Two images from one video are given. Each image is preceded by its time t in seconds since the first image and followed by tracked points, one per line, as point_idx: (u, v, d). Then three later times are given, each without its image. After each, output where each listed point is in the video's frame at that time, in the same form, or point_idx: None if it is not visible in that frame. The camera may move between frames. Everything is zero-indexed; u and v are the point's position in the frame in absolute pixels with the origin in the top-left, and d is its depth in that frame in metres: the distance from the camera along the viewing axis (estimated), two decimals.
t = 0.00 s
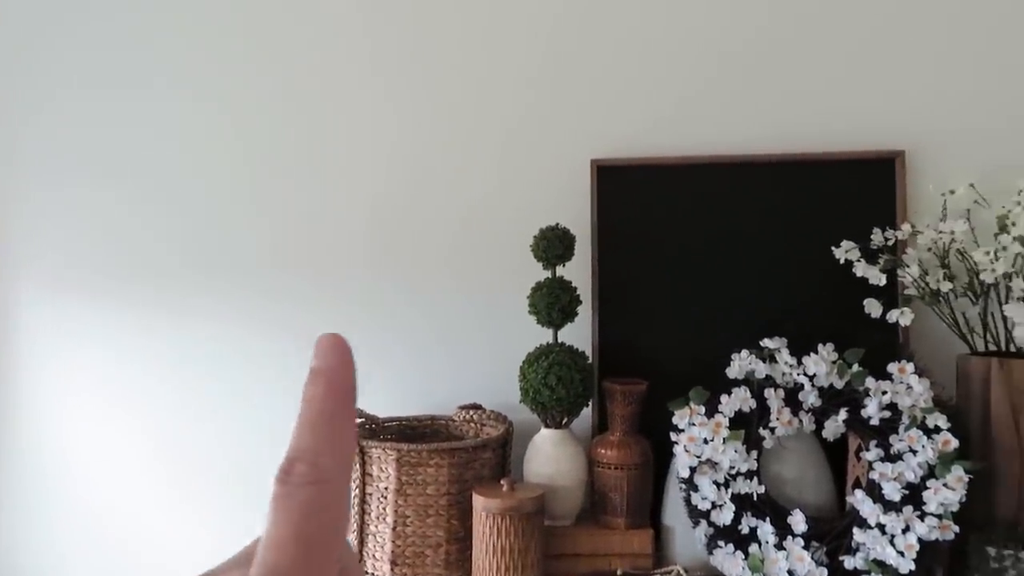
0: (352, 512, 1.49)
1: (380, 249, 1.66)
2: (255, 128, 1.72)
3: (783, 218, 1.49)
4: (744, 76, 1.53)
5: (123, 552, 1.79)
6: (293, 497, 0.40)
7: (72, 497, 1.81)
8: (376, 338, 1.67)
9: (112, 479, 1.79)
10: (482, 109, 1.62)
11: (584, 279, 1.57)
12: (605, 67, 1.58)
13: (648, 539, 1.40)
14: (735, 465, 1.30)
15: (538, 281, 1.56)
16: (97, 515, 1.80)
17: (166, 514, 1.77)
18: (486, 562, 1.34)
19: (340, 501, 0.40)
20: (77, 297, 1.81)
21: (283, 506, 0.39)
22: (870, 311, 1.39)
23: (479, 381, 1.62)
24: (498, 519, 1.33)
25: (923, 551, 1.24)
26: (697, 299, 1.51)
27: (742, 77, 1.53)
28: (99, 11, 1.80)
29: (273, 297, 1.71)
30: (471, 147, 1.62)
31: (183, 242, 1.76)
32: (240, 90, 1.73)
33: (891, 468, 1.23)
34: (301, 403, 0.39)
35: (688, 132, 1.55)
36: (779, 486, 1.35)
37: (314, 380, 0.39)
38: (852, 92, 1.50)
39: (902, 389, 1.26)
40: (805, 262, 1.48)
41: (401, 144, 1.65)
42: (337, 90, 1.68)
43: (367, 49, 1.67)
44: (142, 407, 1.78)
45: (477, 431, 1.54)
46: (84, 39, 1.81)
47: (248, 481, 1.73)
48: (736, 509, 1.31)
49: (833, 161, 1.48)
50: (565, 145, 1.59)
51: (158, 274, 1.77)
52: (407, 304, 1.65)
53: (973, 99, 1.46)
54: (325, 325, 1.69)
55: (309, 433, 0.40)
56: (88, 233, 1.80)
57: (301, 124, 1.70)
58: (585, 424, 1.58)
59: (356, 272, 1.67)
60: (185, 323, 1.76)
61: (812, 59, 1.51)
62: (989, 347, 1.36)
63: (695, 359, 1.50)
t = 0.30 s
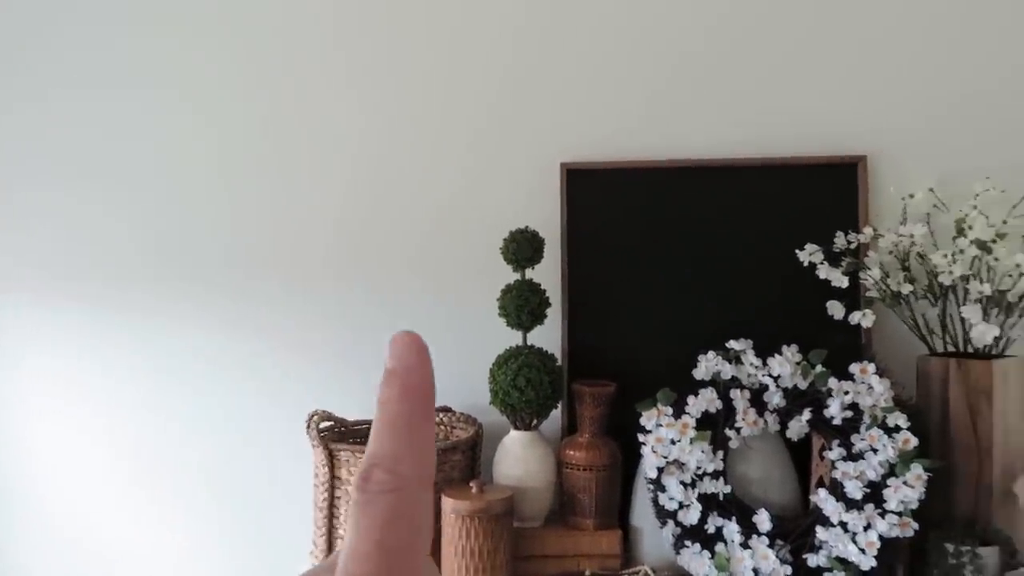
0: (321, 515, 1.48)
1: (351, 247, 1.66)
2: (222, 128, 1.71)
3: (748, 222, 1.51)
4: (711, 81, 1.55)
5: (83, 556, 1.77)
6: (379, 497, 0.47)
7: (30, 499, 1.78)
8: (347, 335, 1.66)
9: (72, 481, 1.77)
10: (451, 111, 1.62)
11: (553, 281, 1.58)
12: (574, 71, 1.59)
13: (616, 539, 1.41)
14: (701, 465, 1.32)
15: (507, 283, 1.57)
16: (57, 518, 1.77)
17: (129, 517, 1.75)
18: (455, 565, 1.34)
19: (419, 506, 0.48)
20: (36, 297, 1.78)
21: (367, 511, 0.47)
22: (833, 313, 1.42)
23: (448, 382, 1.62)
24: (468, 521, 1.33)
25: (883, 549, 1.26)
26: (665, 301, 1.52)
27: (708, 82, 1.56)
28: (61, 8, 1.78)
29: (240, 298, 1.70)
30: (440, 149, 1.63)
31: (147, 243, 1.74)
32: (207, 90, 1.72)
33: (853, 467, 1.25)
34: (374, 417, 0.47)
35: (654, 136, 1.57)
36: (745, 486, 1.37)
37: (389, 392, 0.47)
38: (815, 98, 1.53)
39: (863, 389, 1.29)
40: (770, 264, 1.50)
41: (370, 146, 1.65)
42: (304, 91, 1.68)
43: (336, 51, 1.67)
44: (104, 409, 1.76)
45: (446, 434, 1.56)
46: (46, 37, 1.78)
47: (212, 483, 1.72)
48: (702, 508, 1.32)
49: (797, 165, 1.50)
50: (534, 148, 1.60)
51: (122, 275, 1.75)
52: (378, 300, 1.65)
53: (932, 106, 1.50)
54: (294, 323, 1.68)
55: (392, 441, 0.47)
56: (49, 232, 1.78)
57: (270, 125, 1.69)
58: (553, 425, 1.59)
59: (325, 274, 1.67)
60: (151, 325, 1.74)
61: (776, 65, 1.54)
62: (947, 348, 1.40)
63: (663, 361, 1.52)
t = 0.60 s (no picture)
0: (277, 514, 1.47)
1: (309, 243, 1.64)
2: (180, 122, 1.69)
3: (706, 219, 1.53)
4: (668, 80, 1.57)
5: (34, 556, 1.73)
6: (441, 504, 0.47)
7: None
8: (306, 331, 1.65)
9: (23, 480, 1.73)
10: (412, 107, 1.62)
11: (513, 278, 1.58)
12: (534, 69, 1.59)
13: (575, 534, 1.42)
14: (659, 460, 1.33)
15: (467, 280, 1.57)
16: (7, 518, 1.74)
17: (81, 516, 1.71)
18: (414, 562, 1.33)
19: (482, 511, 0.48)
20: None
21: (430, 520, 0.47)
22: (787, 309, 1.45)
23: (408, 379, 1.62)
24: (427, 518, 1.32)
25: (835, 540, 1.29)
26: (624, 297, 1.54)
27: (666, 81, 1.57)
28: (21, 2, 1.74)
29: (196, 295, 1.68)
30: (400, 146, 1.62)
31: (102, 238, 1.71)
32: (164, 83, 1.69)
33: (806, 459, 1.28)
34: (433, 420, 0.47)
35: (614, 134, 1.58)
36: (702, 479, 1.38)
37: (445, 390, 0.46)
38: (770, 98, 1.55)
39: (815, 383, 1.31)
40: (727, 261, 1.52)
41: (330, 142, 1.64)
42: (264, 86, 1.66)
43: (296, 45, 1.65)
44: (55, 406, 1.72)
45: (405, 430, 1.53)
46: (15, 32, 1.74)
47: (168, 482, 1.69)
48: (659, 502, 1.34)
49: (753, 164, 1.52)
50: (494, 145, 1.60)
51: (75, 270, 1.72)
52: (339, 297, 1.64)
53: (883, 107, 1.53)
54: (253, 320, 1.66)
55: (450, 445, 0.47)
56: None
57: (228, 121, 1.67)
58: (513, 421, 1.59)
59: (283, 269, 1.65)
60: (105, 324, 1.71)
61: (733, 65, 1.56)
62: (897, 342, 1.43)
63: (621, 357, 1.53)
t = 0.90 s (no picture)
0: (217, 507, 1.44)
1: (249, 228, 1.59)
2: (107, 101, 1.60)
3: (651, 208, 1.55)
4: (614, 70, 1.58)
5: None
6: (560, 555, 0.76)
7: None
8: (245, 319, 1.59)
9: None
10: (357, 92, 1.59)
11: (458, 267, 1.57)
12: (481, 56, 1.58)
13: (521, 522, 1.43)
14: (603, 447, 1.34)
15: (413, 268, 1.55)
16: None
17: None
18: (358, 552, 1.32)
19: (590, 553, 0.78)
20: None
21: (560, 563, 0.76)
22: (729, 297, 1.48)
23: (352, 368, 1.59)
24: (372, 507, 1.31)
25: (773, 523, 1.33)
26: (570, 286, 1.54)
27: (611, 69, 1.58)
28: None
29: (126, 283, 1.60)
30: (346, 131, 1.59)
31: (19, 222, 1.60)
32: (90, 59, 1.60)
33: (746, 444, 1.30)
34: (556, 501, 0.77)
35: (559, 124, 1.58)
36: (645, 465, 1.40)
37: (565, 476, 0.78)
38: (714, 89, 1.57)
39: (755, 369, 1.34)
40: (671, 250, 1.54)
41: (270, 125, 1.59)
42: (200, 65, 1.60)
43: (235, 25, 1.60)
44: None
45: (349, 421, 1.52)
46: None
47: (91, 479, 1.60)
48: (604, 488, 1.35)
49: (696, 154, 1.55)
50: (440, 132, 1.58)
51: None
52: (280, 283, 1.59)
53: (822, 100, 1.57)
54: (187, 308, 1.60)
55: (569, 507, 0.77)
56: None
57: (161, 100, 1.60)
58: (458, 410, 1.59)
59: (221, 257, 1.60)
60: (20, 312, 1.60)
61: (679, 57, 1.58)
62: (833, 329, 1.48)
63: (567, 345, 1.54)
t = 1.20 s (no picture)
0: (161, 500, 1.40)
1: (191, 214, 1.55)
2: (41, 81, 1.53)
3: (601, 197, 1.55)
4: (565, 58, 1.58)
5: None
6: None
7: None
8: (187, 308, 1.56)
9: None
10: (306, 76, 1.56)
11: (408, 254, 1.55)
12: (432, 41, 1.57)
13: (471, 509, 1.43)
14: (553, 433, 1.35)
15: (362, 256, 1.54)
16: None
17: None
18: (307, 542, 1.31)
19: None
20: None
21: None
22: (677, 284, 1.50)
23: (300, 358, 1.57)
24: (320, 497, 1.30)
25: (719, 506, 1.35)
26: (520, 274, 1.55)
27: (561, 57, 1.58)
28: None
29: (63, 271, 1.54)
30: (293, 116, 1.56)
31: None
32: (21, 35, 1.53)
33: (693, 429, 1.33)
34: None
35: (510, 111, 1.57)
36: (595, 451, 1.42)
37: None
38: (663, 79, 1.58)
39: (703, 355, 1.36)
40: (621, 238, 1.55)
41: (215, 109, 1.55)
42: (141, 46, 1.54)
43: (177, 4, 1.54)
44: None
45: (297, 410, 1.50)
46: None
47: (29, 474, 1.55)
48: (554, 475, 1.36)
49: (645, 144, 1.56)
50: (390, 118, 1.56)
51: None
52: (225, 273, 1.56)
53: (769, 92, 1.59)
54: (126, 296, 1.55)
55: None
56: None
57: (94, 83, 1.54)
58: (408, 399, 1.58)
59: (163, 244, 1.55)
60: None
61: (629, 45, 1.58)
62: (778, 316, 1.51)
63: (518, 333, 1.54)
